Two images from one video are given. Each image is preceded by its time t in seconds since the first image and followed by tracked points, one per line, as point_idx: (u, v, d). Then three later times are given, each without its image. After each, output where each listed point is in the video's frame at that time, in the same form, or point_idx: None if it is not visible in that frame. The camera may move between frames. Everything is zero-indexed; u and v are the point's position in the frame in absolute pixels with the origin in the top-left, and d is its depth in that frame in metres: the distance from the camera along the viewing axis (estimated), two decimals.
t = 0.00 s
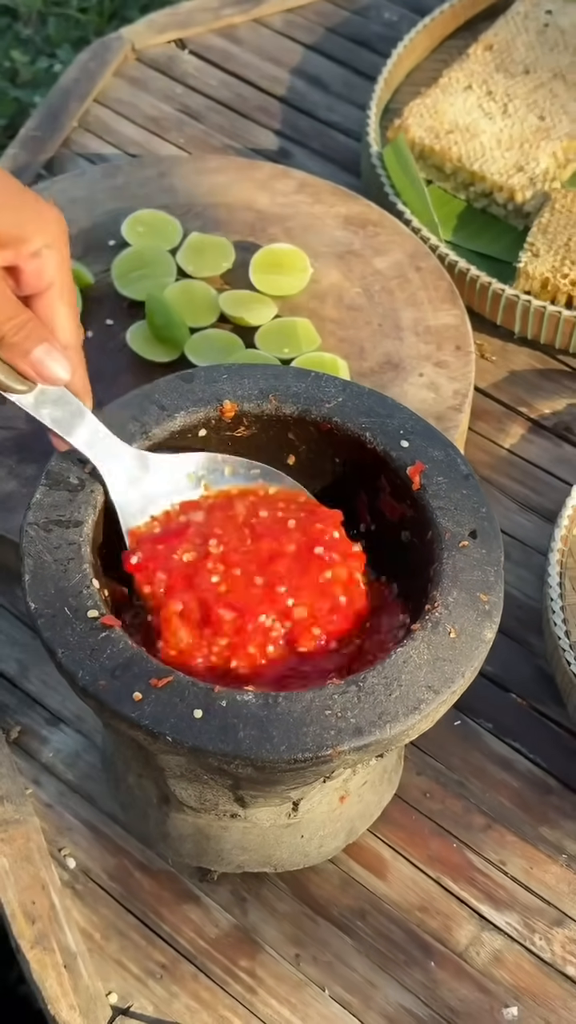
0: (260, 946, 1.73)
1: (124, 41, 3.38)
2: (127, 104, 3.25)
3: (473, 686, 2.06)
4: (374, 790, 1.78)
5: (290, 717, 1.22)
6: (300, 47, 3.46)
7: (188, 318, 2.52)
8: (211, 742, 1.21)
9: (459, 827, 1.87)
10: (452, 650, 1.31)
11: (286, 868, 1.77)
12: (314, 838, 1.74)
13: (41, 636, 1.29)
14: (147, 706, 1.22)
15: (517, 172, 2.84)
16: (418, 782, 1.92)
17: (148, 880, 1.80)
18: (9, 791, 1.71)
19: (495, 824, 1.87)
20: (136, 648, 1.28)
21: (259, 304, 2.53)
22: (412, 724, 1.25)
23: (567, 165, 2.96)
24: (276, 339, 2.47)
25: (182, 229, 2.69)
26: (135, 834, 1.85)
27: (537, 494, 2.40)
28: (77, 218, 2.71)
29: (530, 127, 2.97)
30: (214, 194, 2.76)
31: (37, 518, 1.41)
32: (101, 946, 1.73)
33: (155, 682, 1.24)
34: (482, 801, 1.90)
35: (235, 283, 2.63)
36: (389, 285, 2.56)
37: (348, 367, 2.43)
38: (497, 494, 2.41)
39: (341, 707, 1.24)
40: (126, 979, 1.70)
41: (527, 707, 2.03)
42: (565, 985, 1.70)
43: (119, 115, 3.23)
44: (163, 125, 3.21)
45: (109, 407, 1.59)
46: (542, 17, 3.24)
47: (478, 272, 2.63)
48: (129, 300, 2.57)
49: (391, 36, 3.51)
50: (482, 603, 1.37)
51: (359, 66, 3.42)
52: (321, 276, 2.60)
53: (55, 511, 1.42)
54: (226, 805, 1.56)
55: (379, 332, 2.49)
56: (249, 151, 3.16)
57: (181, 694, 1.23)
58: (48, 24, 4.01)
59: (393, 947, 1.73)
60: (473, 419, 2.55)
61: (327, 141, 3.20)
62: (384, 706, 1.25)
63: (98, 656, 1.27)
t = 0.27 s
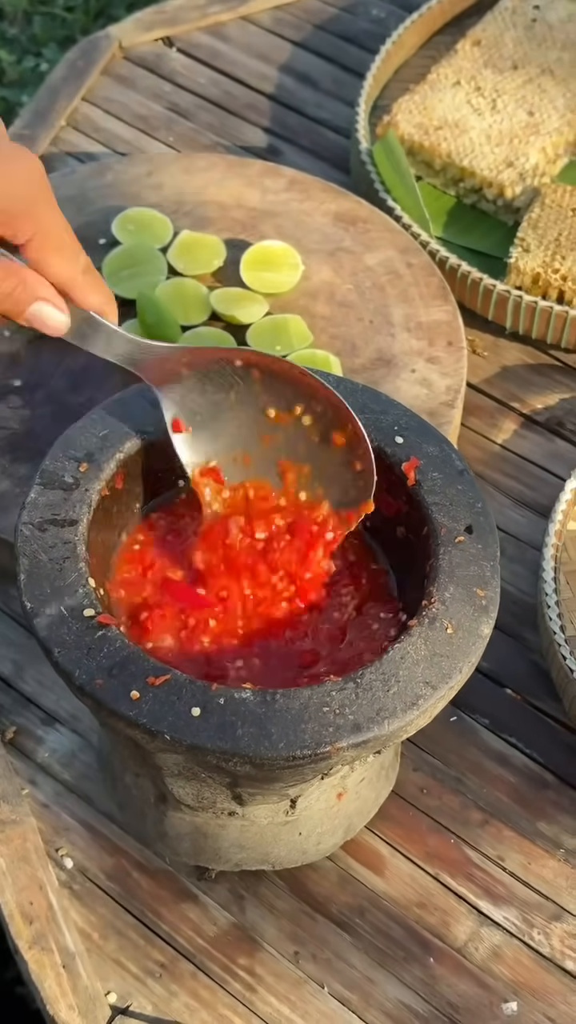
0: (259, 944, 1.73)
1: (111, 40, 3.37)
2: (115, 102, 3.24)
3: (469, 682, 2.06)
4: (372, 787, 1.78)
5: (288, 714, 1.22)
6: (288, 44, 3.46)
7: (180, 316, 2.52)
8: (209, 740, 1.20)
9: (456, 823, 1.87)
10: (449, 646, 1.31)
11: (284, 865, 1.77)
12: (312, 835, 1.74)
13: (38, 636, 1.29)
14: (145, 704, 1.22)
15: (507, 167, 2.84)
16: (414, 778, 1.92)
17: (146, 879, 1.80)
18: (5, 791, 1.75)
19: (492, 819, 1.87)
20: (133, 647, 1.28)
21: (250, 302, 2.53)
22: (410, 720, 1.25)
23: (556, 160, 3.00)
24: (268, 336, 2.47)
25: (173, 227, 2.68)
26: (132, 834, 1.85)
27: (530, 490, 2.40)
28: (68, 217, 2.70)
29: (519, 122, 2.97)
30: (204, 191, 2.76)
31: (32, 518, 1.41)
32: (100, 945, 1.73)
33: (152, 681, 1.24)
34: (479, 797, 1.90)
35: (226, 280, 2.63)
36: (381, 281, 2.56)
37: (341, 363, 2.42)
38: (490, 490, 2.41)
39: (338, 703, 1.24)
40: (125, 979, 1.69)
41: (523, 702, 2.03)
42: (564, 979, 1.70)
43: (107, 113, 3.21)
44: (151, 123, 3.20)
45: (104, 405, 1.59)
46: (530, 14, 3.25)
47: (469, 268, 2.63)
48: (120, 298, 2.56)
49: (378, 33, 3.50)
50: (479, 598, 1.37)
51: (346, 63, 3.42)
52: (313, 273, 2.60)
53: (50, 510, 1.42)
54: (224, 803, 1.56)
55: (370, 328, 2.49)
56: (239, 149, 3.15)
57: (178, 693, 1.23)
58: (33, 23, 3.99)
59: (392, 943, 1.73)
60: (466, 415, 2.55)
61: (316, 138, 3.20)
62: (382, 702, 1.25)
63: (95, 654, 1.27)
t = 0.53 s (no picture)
0: (258, 942, 1.73)
1: (99, 38, 3.36)
2: (103, 100, 3.24)
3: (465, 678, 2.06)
4: (370, 784, 1.78)
5: (286, 712, 1.22)
6: (277, 41, 3.45)
7: (172, 314, 2.51)
8: (207, 739, 1.20)
9: (454, 819, 1.87)
10: (446, 642, 1.32)
11: (282, 863, 1.77)
12: (311, 833, 1.74)
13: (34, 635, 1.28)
14: (142, 704, 1.22)
15: (497, 163, 2.84)
16: (412, 775, 1.92)
17: (144, 878, 1.80)
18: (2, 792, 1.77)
19: (490, 815, 1.87)
20: (130, 646, 1.27)
21: (242, 300, 2.53)
22: (408, 717, 1.25)
23: (546, 156, 3.02)
24: (261, 333, 2.47)
25: (164, 226, 2.67)
26: (130, 833, 1.85)
27: (524, 485, 2.40)
28: (58, 216, 2.69)
29: (509, 118, 2.98)
30: (194, 189, 2.75)
31: (27, 518, 1.40)
32: (99, 945, 1.72)
33: (149, 680, 1.24)
34: (477, 793, 1.90)
35: (218, 278, 2.62)
36: (372, 278, 2.56)
37: (333, 360, 2.42)
38: (484, 486, 2.41)
39: (336, 700, 1.24)
40: (125, 978, 1.69)
41: (520, 697, 2.03)
42: (563, 974, 1.70)
43: (96, 112, 3.21)
44: (140, 122, 3.19)
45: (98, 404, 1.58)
46: (518, 9, 3.25)
47: (461, 264, 2.63)
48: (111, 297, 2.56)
49: (367, 30, 3.50)
50: (475, 594, 1.37)
51: (335, 60, 3.41)
52: (304, 270, 2.60)
53: (46, 510, 1.41)
54: (222, 801, 1.56)
55: (363, 325, 2.49)
56: (228, 146, 3.15)
57: (176, 691, 1.23)
58: (20, 22, 3.98)
59: (392, 940, 1.74)
60: (459, 411, 2.55)
61: (306, 135, 3.19)
62: (380, 699, 1.25)
63: (92, 654, 1.26)
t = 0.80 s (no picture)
0: (261, 940, 1.73)
1: (90, 35, 3.34)
2: (95, 97, 3.22)
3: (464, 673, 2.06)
4: (371, 780, 1.78)
5: (290, 708, 1.22)
6: (268, 37, 3.44)
7: (168, 311, 2.50)
8: (212, 736, 1.20)
9: (456, 814, 1.87)
10: (449, 637, 1.31)
11: (285, 860, 1.77)
12: (313, 829, 1.73)
13: (36, 634, 1.28)
14: (146, 702, 1.21)
15: (491, 157, 2.84)
16: (413, 771, 1.92)
17: (146, 876, 1.80)
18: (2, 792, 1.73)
19: (492, 809, 1.87)
20: (133, 644, 1.27)
21: (238, 297, 2.52)
22: (413, 713, 1.25)
23: (540, 150, 2.99)
24: (257, 330, 2.46)
25: (158, 222, 2.67)
26: (132, 832, 1.84)
27: (521, 479, 2.40)
28: (52, 214, 2.68)
29: (502, 112, 2.97)
30: (188, 186, 2.74)
31: (28, 516, 1.40)
32: (102, 944, 1.72)
33: (152, 678, 1.23)
34: (478, 788, 1.90)
35: (213, 275, 2.62)
36: (368, 273, 2.55)
37: (330, 356, 2.41)
38: (482, 481, 2.40)
39: (341, 697, 1.24)
40: (128, 977, 1.69)
41: (520, 692, 2.03)
42: (567, 968, 1.70)
43: (88, 109, 3.19)
44: (132, 118, 3.18)
45: (96, 401, 1.57)
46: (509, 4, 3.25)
47: (457, 259, 2.62)
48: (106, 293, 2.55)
49: (358, 25, 3.49)
50: (478, 589, 1.37)
51: (327, 55, 3.40)
52: (299, 266, 2.59)
53: (46, 508, 1.41)
54: (225, 799, 1.55)
55: (359, 320, 2.48)
56: (221, 143, 3.14)
57: (179, 688, 1.23)
58: (9, 19, 3.96)
59: (396, 936, 1.73)
60: (456, 406, 2.55)
61: (299, 131, 3.18)
62: (384, 695, 1.25)
63: (95, 652, 1.26)
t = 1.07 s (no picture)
0: (266, 935, 1.73)
1: (83, 31, 3.33)
2: (88, 93, 3.21)
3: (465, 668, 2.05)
4: (374, 774, 1.78)
5: (295, 704, 1.21)
6: (261, 32, 3.44)
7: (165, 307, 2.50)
8: (217, 732, 1.19)
9: (459, 809, 1.87)
10: (453, 631, 1.31)
11: (289, 855, 1.77)
12: (317, 824, 1.73)
13: (40, 631, 1.28)
14: (151, 698, 1.21)
15: (486, 152, 2.84)
16: (416, 765, 1.92)
17: (150, 873, 1.79)
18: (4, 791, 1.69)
19: (495, 803, 1.87)
20: (137, 640, 1.27)
21: (235, 293, 2.52)
22: (418, 706, 1.24)
23: (534, 143, 3.00)
24: (254, 327, 2.45)
25: (154, 218, 2.66)
26: (135, 829, 1.84)
27: (520, 473, 2.40)
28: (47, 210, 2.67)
29: (496, 106, 2.97)
30: (183, 182, 2.73)
31: (30, 513, 1.39)
32: (106, 941, 1.72)
33: (157, 674, 1.23)
34: (481, 782, 1.90)
35: (209, 270, 2.61)
36: (364, 268, 2.55)
37: (328, 351, 2.41)
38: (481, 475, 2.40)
39: (346, 691, 1.24)
40: (133, 974, 1.69)
41: (521, 685, 2.03)
42: (572, 961, 1.70)
43: (81, 105, 3.18)
44: (126, 114, 3.17)
45: (97, 397, 1.57)
46: None
47: (453, 253, 2.61)
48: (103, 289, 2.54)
49: (351, 20, 3.49)
50: (481, 582, 1.37)
51: (320, 50, 3.40)
52: (296, 261, 2.59)
53: (48, 505, 1.40)
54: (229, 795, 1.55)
55: (356, 315, 2.48)
56: (215, 139, 3.13)
57: (184, 684, 1.22)
58: None
59: (400, 931, 1.73)
60: (453, 400, 2.55)
61: (293, 126, 3.18)
62: (389, 689, 1.25)
63: (99, 648, 1.26)
